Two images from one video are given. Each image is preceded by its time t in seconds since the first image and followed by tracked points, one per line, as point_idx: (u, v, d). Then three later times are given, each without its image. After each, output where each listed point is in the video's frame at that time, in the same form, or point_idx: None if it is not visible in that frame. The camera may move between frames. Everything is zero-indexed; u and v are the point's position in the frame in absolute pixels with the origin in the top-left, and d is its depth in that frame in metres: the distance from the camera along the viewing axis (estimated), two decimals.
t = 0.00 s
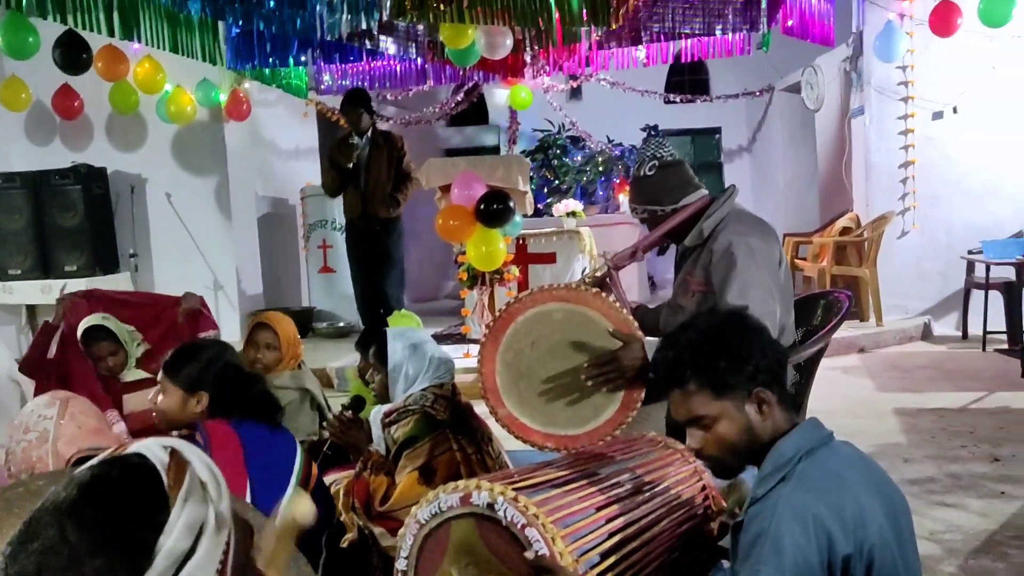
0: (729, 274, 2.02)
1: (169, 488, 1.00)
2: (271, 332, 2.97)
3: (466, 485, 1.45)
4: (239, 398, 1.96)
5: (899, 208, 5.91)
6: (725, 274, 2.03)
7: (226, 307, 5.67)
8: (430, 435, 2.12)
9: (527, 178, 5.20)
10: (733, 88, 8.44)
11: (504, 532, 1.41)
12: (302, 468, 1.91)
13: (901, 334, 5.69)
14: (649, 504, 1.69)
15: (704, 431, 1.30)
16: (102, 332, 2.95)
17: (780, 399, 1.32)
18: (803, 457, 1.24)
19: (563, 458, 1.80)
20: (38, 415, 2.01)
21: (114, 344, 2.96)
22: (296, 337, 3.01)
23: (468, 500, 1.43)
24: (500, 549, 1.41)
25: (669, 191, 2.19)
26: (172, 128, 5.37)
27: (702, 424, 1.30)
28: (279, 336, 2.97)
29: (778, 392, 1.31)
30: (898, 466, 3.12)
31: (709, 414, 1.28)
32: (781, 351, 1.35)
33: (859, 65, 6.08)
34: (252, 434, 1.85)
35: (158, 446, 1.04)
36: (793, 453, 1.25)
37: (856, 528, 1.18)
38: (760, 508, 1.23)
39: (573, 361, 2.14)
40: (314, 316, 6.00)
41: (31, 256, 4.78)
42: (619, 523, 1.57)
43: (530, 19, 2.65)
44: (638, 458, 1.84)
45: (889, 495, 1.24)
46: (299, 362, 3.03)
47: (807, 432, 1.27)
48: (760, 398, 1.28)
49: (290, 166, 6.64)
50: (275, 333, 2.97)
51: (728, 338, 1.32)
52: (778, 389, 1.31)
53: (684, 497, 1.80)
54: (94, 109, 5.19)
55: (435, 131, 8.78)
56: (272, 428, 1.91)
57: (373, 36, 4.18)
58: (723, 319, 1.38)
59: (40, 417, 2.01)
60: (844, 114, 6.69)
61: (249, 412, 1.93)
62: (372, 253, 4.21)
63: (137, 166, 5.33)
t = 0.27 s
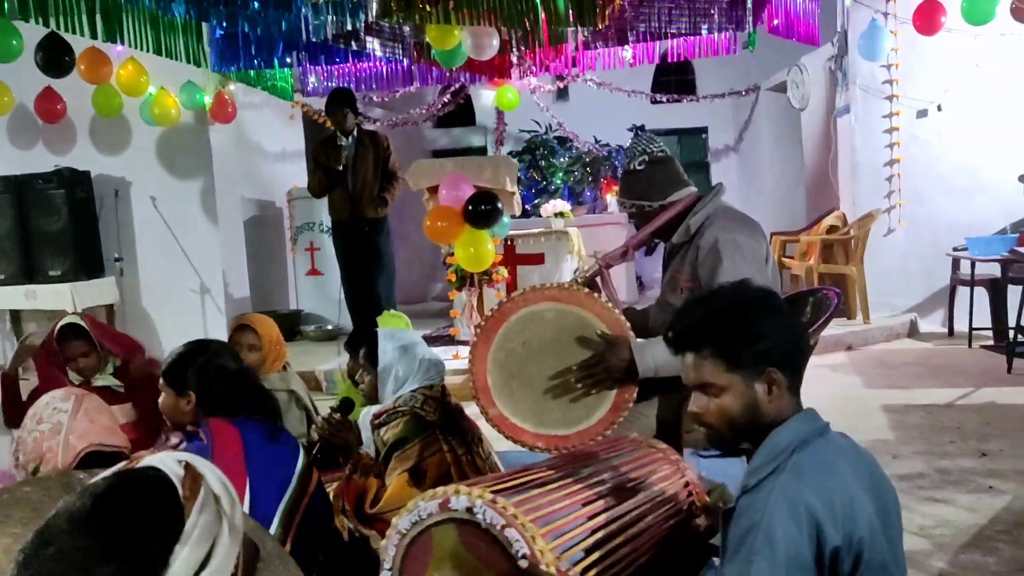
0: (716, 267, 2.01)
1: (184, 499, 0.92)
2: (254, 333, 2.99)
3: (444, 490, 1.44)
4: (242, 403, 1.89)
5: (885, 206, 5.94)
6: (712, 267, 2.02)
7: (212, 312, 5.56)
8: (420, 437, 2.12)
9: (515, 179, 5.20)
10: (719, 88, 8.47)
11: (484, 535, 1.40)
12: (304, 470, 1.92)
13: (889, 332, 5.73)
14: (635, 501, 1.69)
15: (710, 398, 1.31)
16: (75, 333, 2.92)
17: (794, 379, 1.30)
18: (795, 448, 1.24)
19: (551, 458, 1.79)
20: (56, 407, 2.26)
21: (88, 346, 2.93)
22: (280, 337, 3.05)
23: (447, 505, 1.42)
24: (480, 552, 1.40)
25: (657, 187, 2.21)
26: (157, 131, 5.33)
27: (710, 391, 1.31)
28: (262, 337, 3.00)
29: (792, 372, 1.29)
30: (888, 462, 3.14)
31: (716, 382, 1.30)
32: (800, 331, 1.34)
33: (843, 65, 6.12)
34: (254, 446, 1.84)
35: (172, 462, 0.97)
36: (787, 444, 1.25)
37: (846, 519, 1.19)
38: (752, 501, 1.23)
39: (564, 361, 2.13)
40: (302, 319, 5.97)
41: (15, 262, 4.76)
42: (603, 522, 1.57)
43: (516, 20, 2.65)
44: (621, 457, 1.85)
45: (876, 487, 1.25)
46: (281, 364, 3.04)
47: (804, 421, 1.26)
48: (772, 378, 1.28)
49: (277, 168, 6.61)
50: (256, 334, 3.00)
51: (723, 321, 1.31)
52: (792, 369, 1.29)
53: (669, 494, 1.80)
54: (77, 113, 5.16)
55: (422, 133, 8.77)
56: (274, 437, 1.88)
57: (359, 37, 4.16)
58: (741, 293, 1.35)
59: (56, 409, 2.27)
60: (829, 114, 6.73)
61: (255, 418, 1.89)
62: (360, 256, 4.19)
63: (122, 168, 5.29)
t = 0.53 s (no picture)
0: (707, 268, 2.01)
1: (173, 506, 0.91)
2: (240, 337, 2.98)
3: (451, 488, 1.44)
4: (236, 404, 1.90)
5: (876, 205, 5.97)
6: (703, 269, 2.02)
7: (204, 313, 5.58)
8: (413, 438, 2.11)
9: (507, 179, 5.19)
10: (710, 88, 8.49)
11: (489, 535, 1.39)
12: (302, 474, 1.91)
13: (880, 329, 5.74)
14: (635, 503, 1.69)
15: (701, 401, 1.30)
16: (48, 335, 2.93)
17: (786, 390, 1.30)
18: (791, 451, 1.24)
19: (550, 457, 1.79)
20: (53, 407, 2.14)
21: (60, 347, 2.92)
22: (267, 339, 3.03)
23: (453, 503, 1.42)
24: (485, 553, 1.39)
25: (650, 186, 2.20)
26: (146, 134, 5.31)
27: (701, 394, 1.30)
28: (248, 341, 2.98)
29: (785, 382, 1.30)
30: (881, 460, 3.15)
31: (709, 386, 1.29)
32: (795, 336, 1.34)
33: (833, 64, 6.14)
34: (250, 450, 1.83)
35: (156, 465, 0.95)
36: (782, 447, 1.25)
37: (843, 521, 1.18)
38: (749, 505, 1.23)
39: (557, 362, 2.13)
40: (295, 322, 5.95)
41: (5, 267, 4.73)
42: (606, 524, 1.56)
43: (506, 21, 2.65)
44: (623, 457, 1.84)
45: (874, 489, 1.24)
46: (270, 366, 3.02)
47: (798, 425, 1.27)
48: (764, 387, 1.28)
49: (268, 171, 6.59)
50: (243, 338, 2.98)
51: (713, 328, 1.31)
52: (786, 380, 1.30)
53: (669, 496, 1.80)
54: (66, 115, 5.12)
55: (413, 134, 8.76)
56: (269, 443, 1.86)
57: (350, 39, 4.15)
58: (737, 299, 1.36)
59: (54, 411, 2.14)
60: (819, 112, 6.76)
61: (249, 420, 1.88)
62: (352, 257, 4.19)
63: (110, 171, 5.25)
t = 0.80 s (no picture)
0: (706, 268, 2.01)
1: (175, 514, 0.87)
2: (229, 336, 2.95)
3: (450, 489, 1.43)
4: (230, 406, 1.90)
5: (873, 203, 5.98)
6: (702, 270, 2.02)
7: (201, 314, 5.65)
8: (411, 438, 2.10)
9: (504, 180, 5.19)
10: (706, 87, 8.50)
11: (488, 535, 1.39)
12: (294, 480, 1.88)
13: (877, 328, 5.75)
14: (634, 502, 1.70)
15: (706, 400, 1.31)
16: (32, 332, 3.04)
17: (791, 388, 1.30)
18: (791, 452, 1.25)
19: (548, 458, 1.79)
20: (41, 415, 2.11)
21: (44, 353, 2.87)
22: (258, 337, 2.99)
23: (451, 503, 1.41)
24: (484, 552, 1.39)
25: (647, 187, 2.20)
26: (142, 135, 5.30)
27: (706, 392, 1.30)
28: (240, 339, 2.95)
29: (791, 383, 1.30)
30: (879, 458, 3.15)
31: (713, 384, 1.29)
32: (803, 335, 1.34)
33: (829, 63, 6.16)
34: (245, 453, 1.82)
35: (152, 467, 0.91)
36: (781, 448, 1.25)
37: (844, 522, 1.18)
38: (750, 507, 1.24)
39: (554, 362, 2.13)
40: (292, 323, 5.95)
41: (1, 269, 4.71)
42: (605, 524, 1.57)
43: (503, 21, 2.65)
44: (623, 457, 1.84)
45: (874, 490, 1.24)
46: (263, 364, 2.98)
47: (797, 426, 1.27)
48: (770, 389, 1.28)
49: (264, 172, 6.58)
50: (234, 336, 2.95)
51: (714, 331, 1.32)
52: (792, 381, 1.29)
53: (667, 496, 1.80)
54: (62, 117, 5.04)
55: (409, 134, 8.75)
56: (264, 447, 1.85)
57: (346, 39, 4.15)
58: (742, 300, 1.36)
59: (42, 416, 2.12)
60: (815, 111, 6.77)
61: (242, 423, 1.88)
62: (350, 257, 4.18)
63: (107, 173, 5.22)
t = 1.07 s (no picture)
0: (707, 267, 2.02)
1: (208, 517, 0.80)
2: (218, 336, 2.88)
3: (454, 489, 1.44)
4: (222, 408, 1.87)
5: (875, 203, 5.98)
6: (702, 269, 2.03)
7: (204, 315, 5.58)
8: (411, 437, 2.10)
9: (506, 180, 5.19)
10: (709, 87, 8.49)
11: (492, 535, 1.40)
12: (291, 481, 1.91)
13: (880, 328, 5.74)
14: (638, 503, 1.69)
15: (712, 401, 1.31)
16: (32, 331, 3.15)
17: (795, 388, 1.31)
18: (798, 453, 1.24)
19: (551, 459, 1.78)
20: (16, 425, 2.17)
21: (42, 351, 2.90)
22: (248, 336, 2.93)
23: (456, 503, 1.42)
24: (488, 552, 1.40)
25: (651, 184, 2.18)
26: (145, 136, 5.31)
27: (711, 393, 1.31)
28: (229, 339, 2.88)
29: (795, 382, 1.30)
30: (882, 458, 3.15)
31: (718, 385, 1.29)
32: (807, 335, 1.34)
33: (831, 63, 6.16)
34: (241, 457, 1.82)
35: (174, 462, 0.83)
36: (788, 450, 1.25)
37: (851, 524, 1.18)
38: (756, 508, 1.23)
39: (557, 362, 2.14)
40: (295, 323, 5.95)
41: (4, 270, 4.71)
42: (609, 525, 1.57)
43: (505, 21, 2.65)
44: (626, 458, 1.84)
45: (880, 491, 1.24)
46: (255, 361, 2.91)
47: (804, 427, 1.26)
48: (777, 387, 1.28)
49: (267, 173, 6.59)
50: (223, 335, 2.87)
51: (714, 331, 1.32)
52: (796, 381, 1.30)
53: (671, 497, 1.80)
54: (64, 117, 5.11)
55: (411, 135, 8.77)
56: (261, 449, 1.86)
57: (348, 40, 4.16)
58: (746, 299, 1.36)
59: (16, 426, 2.18)
60: (817, 111, 6.77)
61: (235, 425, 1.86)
62: (352, 258, 4.18)
63: (109, 174, 5.25)
